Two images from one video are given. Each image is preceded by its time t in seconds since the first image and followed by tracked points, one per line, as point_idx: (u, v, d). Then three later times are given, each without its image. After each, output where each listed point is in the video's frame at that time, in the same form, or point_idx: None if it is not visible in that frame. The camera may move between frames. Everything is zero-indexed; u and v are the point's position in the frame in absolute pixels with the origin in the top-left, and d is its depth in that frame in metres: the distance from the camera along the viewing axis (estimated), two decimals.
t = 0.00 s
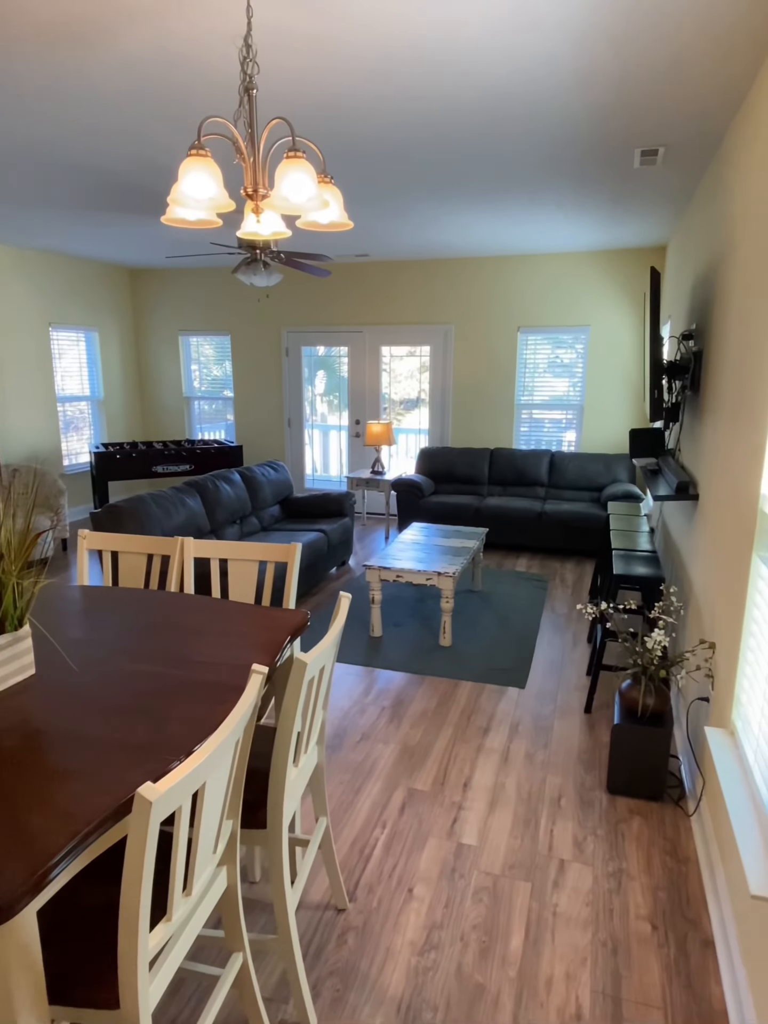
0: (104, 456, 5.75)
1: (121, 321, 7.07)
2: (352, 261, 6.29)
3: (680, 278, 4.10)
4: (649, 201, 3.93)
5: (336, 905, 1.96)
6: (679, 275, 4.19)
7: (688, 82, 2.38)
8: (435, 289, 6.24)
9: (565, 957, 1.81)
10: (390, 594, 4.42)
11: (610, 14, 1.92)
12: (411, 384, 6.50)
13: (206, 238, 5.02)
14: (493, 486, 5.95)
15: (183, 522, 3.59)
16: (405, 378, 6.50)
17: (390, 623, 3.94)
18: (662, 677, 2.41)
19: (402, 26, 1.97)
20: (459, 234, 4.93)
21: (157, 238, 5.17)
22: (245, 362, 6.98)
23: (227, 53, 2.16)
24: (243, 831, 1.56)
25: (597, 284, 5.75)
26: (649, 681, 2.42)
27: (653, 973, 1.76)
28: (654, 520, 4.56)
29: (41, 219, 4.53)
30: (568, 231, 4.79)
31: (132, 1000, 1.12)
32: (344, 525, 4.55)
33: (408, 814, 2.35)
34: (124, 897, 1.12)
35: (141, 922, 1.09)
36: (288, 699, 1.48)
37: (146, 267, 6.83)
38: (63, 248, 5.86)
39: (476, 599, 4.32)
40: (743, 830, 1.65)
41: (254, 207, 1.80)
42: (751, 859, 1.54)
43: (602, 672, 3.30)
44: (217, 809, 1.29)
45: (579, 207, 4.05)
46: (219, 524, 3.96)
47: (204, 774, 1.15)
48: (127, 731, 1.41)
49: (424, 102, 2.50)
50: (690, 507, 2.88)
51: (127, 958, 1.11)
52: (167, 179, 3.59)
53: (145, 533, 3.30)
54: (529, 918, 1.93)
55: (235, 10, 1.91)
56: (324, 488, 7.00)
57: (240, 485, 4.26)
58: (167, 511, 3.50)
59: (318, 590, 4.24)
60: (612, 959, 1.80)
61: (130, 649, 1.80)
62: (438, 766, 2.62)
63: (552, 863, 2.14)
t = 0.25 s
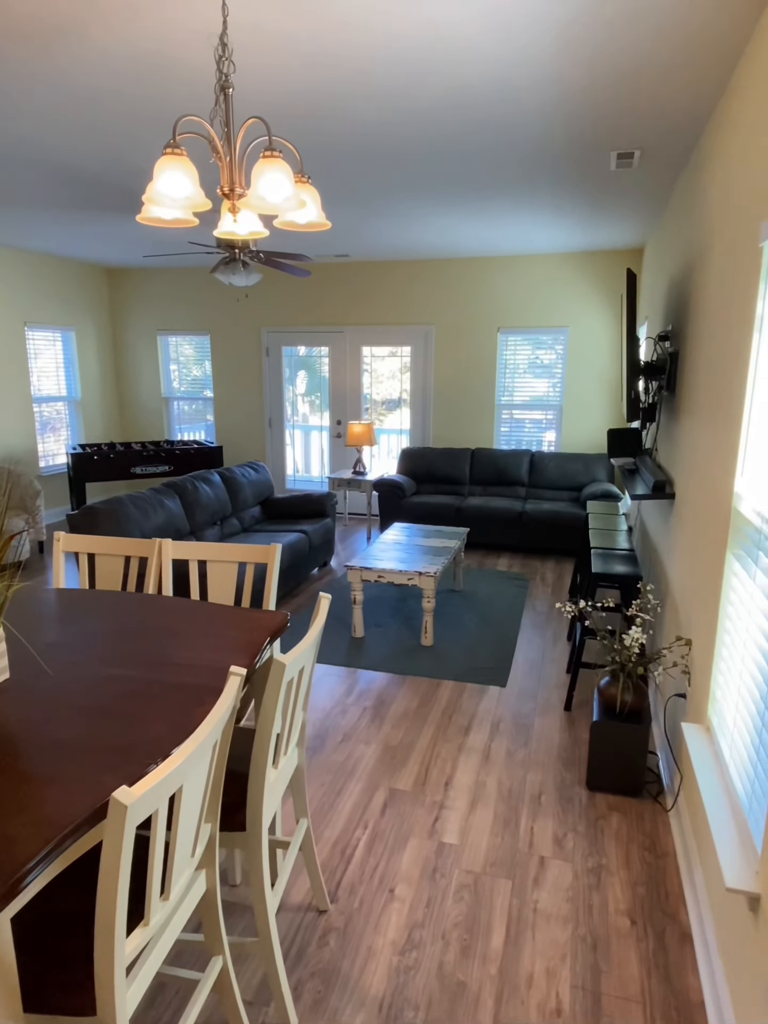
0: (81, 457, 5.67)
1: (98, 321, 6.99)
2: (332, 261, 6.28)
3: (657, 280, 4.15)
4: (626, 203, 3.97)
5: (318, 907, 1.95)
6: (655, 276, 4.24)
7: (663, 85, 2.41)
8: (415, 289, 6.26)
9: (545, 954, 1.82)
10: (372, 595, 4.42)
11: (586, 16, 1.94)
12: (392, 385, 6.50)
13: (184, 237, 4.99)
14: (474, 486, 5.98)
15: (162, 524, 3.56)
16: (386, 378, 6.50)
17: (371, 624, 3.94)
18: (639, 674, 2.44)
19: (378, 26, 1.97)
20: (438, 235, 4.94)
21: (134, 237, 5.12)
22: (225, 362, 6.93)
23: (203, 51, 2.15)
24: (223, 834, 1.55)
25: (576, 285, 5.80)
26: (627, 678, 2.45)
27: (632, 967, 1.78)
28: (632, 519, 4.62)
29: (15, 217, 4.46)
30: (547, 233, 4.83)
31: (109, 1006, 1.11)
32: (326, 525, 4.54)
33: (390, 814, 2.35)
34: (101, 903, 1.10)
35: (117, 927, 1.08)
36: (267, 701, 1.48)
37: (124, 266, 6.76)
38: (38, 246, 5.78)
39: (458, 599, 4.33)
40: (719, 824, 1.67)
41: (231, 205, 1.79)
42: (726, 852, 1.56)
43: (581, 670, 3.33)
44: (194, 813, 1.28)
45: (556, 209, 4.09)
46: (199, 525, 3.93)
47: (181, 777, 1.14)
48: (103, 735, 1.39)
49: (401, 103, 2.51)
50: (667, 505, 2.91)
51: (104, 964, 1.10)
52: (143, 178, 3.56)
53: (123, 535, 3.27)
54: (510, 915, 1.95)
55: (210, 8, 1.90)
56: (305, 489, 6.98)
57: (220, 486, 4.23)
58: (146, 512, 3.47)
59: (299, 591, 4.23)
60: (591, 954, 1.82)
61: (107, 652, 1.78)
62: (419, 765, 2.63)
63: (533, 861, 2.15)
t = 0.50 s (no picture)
0: (59, 458, 5.59)
1: (76, 321, 6.92)
2: (313, 262, 6.27)
3: (635, 281, 4.20)
4: (604, 205, 4.01)
5: (299, 909, 1.95)
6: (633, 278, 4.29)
7: (638, 88, 2.44)
8: (396, 290, 6.27)
9: (526, 950, 1.83)
10: (354, 595, 4.42)
11: (562, 20, 1.96)
12: (374, 386, 6.51)
13: (163, 237, 4.95)
14: (456, 487, 6.00)
15: (141, 525, 3.53)
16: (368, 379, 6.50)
17: (354, 624, 3.94)
18: (618, 672, 2.48)
19: (354, 28, 1.98)
20: (419, 236, 4.96)
21: (112, 236, 5.08)
22: (206, 363, 6.89)
23: (178, 50, 2.13)
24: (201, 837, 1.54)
25: (556, 286, 5.85)
26: (606, 676, 2.48)
27: (611, 962, 1.79)
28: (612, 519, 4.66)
29: None
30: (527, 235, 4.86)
31: (85, 1013, 1.10)
32: (307, 526, 4.53)
33: (372, 815, 2.35)
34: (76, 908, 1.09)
35: (92, 932, 1.06)
36: (245, 703, 1.47)
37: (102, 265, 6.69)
38: (14, 245, 5.70)
39: (440, 599, 4.34)
40: (695, 818, 1.69)
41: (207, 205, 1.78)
42: (702, 845, 1.58)
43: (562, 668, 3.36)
44: (171, 816, 1.27)
45: (535, 211, 4.12)
46: (179, 527, 3.90)
47: (157, 780, 1.13)
48: (78, 740, 1.38)
49: (379, 105, 2.52)
50: (644, 505, 2.95)
51: (79, 970, 1.09)
52: (120, 176, 3.53)
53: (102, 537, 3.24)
54: (491, 912, 1.96)
55: (186, 6, 1.88)
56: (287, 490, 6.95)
57: (201, 487, 4.21)
58: (125, 514, 3.44)
59: (281, 592, 4.21)
60: (572, 950, 1.83)
61: (83, 655, 1.76)
62: (401, 765, 2.63)
63: (514, 858, 2.16)
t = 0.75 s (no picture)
0: (38, 460, 5.52)
1: (55, 321, 6.85)
2: (295, 262, 6.26)
3: (614, 283, 4.24)
4: (584, 208, 4.05)
5: (282, 910, 1.94)
6: (614, 279, 4.33)
7: (616, 92, 2.47)
8: (379, 291, 6.28)
9: (508, 948, 1.84)
10: (338, 596, 4.42)
11: (539, 22, 1.98)
12: (358, 386, 6.51)
13: (144, 237, 4.92)
14: (440, 487, 6.02)
15: (122, 527, 3.51)
16: (352, 379, 6.50)
17: (337, 625, 3.93)
18: (599, 670, 2.50)
19: (330, 28, 1.98)
20: (401, 236, 4.96)
21: (92, 236, 5.03)
22: (188, 363, 6.85)
23: (157, 49, 2.12)
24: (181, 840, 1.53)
25: (537, 287, 5.89)
26: (587, 673, 2.51)
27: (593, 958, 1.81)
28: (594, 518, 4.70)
29: None
30: (508, 236, 4.89)
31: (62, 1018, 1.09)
32: (291, 527, 4.52)
33: (355, 815, 2.35)
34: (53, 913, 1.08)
35: (69, 937, 1.05)
36: (226, 704, 1.46)
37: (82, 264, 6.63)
38: None
39: (424, 599, 4.35)
40: (674, 813, 1.71)
41: (186, 205, 1.78)
42: (681, 840, 1.60)
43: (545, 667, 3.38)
44: (150, 818, 1.26)
45: (516, 213, 4.14)
46: (161, 529, 3.88)
47: (135, 783, 1.12)
48: (55, 743, 1.36)
49: (358, 106, 2.52)
50: (625, 504, 2.98)
51: (57, 975, 1.08)
52: (98, 175, 3.50)
53: (82, 539, 3.21)
54: (474, 911, 1.96)
55: (163, 6, 1.88)
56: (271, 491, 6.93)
57: (183, 488, 4.18)
58: (105, 516, 3.41)
59: (264, 593, 4.20)
60: (554, 946, 1.85)
61: (61, 659, 1.74)
62: (384, 765, 2.63)
63: (496, 856, 2.17)
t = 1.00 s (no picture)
0: (21, 461, 5.46)
1: (38, 321, 6.78)
2: (281, 263, 6.25)
3: (598, 284, 4.27)
4: (567, 209, 4.08)
5: (268, 912, 1.94)
6: (597, 281, 4.37)
7: (597, 94, 2.49)
8: (365, 292, 6.28)
9: (494, 946, 1.85)
10: (325, 597, 4.42)
11: (521, 25, 1.99)
12: (344, 387, 6.50)
13: (127, 237, 4.89)
14: (426, 488, 6.03)
15: (106, 529, 3.48)
16: (338, 380, 6.50)
17: (324, 626, 3.93)
18: (583, 668, 2.52)
19: (311, 30, 1.98)
20: (386, 238, 4.97)
21: (74, 236, 5.00)
22: (173, 364, 6.81)
23: (137, 49, 2.11)
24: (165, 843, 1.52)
25: (522, 288, 5.92)
26: (571, 672, 2.53)
27: (577, 955, 1.82)
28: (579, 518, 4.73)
29: None
30: (493, 237, 4.91)
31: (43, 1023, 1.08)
32: (277, 528, 4.51)
33: (341, 816, 2.35)
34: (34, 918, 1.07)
35: (50, 941, 1.05)
36: (209, 706, 1.46)
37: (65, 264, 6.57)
38: None
39: (410, 599, 4.36)
40: (656, 810, 1.73)
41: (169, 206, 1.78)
42: (663, 837, 1.62)
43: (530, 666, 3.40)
44: (132, 821, 1.26)
45: (500, 214, 4.17)
46: (145, 531, 3.86)
47: (117, 785, 1.11)
48: (36, 747, 1.35)
49: (341, 107, 2.53)
50: (608, 504, 3.01)
51: (38, 981, 1.07)
52: (80, 175, 3.47)
53: (65, 542, 3.18)
54: (460, 910, 1.97)
55: (143, 5, 1.87)
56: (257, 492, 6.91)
57: (168, 490, 4.16)
58: (89, 518, 3.39)
59: (251, 595, 4.19)
60: (539, 944, 1.86)
61: (42, 662, 1.72)
62: (371, 766, 2.63)
63: (482, 855, 2.18)
